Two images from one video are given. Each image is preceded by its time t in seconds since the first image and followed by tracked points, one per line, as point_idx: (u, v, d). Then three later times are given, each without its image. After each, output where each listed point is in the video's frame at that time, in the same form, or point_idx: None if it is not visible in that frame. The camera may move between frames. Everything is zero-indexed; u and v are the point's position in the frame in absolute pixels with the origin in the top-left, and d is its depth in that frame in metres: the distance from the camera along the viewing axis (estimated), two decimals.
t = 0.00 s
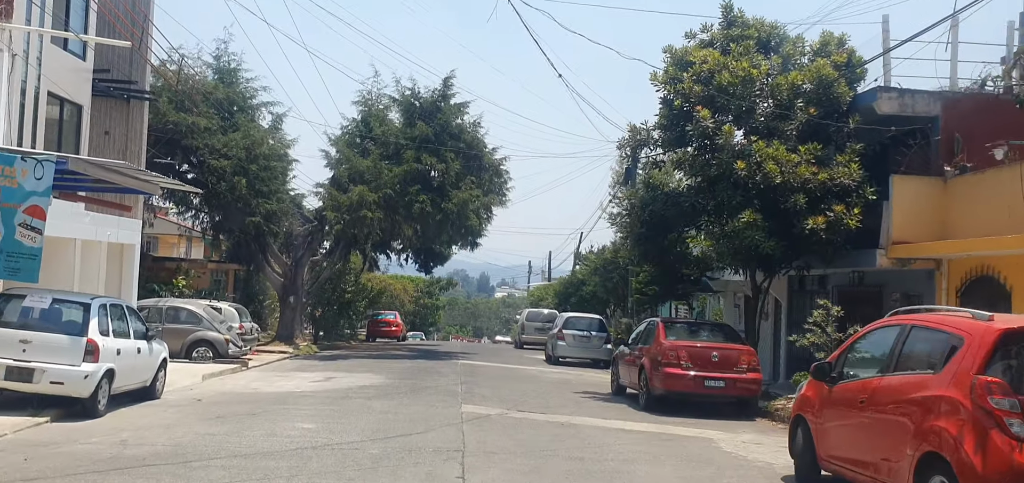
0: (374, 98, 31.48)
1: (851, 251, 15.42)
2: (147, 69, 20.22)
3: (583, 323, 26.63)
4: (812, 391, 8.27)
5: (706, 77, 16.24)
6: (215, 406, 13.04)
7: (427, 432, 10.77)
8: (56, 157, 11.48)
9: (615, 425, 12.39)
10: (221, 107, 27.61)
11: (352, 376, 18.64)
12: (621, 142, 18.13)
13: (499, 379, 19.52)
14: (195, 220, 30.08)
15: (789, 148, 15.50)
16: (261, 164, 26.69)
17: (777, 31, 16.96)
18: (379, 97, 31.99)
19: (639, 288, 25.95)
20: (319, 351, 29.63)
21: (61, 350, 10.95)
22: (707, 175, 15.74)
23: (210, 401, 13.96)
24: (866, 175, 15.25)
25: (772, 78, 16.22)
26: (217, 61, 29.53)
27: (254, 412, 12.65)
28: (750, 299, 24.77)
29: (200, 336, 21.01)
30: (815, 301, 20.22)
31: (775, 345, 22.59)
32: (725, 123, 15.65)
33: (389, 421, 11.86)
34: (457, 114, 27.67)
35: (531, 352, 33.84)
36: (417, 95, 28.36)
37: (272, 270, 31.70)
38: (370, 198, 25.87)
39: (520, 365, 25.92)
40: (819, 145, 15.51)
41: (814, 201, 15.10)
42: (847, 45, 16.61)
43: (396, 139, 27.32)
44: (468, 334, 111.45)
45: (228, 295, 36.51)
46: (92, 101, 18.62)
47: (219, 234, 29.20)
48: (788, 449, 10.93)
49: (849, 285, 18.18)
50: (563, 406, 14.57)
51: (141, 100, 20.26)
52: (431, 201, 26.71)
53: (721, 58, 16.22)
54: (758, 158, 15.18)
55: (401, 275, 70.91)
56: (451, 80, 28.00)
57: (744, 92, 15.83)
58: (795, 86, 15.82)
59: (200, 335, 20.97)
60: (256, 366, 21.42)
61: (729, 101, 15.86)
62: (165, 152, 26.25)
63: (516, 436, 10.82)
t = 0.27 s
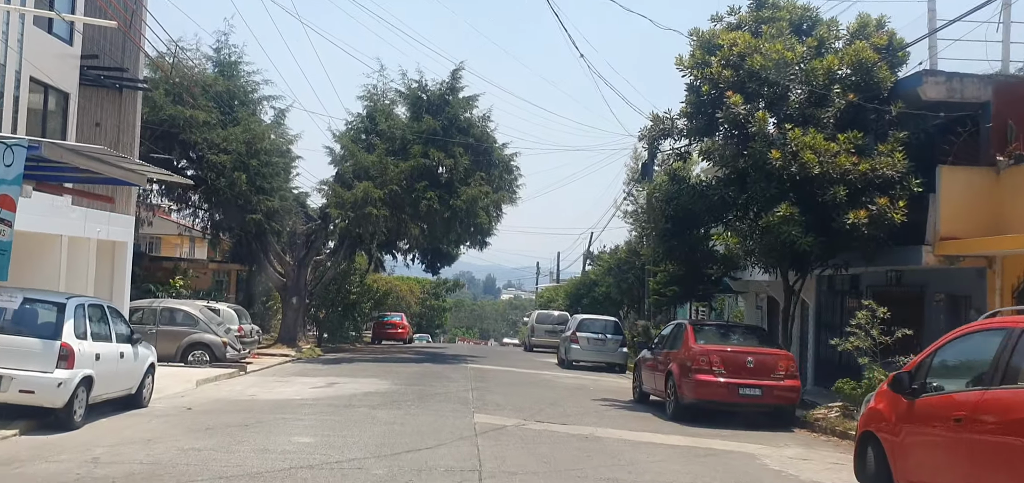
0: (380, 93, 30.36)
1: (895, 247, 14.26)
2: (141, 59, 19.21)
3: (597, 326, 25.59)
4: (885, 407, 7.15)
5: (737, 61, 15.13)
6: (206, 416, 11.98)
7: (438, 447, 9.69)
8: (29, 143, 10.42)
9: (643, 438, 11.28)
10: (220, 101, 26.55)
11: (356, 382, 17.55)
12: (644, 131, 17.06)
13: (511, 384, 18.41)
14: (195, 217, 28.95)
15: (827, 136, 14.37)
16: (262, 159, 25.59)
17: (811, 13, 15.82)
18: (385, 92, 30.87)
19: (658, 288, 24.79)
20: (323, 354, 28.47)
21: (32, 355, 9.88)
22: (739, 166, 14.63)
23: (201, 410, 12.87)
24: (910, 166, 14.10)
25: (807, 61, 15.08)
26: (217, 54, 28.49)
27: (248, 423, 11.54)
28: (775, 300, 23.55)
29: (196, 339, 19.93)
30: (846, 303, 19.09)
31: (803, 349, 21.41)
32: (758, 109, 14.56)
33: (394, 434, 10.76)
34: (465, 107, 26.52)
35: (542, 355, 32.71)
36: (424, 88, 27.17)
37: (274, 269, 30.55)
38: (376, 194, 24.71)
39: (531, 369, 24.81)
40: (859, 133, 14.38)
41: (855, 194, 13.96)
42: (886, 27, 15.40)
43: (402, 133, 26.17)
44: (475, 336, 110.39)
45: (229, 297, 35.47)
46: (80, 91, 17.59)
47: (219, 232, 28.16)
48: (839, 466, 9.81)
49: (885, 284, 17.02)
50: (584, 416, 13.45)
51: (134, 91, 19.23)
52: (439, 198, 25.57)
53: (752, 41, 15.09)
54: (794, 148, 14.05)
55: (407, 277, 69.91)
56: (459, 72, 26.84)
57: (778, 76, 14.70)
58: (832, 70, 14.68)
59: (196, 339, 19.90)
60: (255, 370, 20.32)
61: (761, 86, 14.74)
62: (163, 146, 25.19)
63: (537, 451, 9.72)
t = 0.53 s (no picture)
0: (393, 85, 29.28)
1: (953, 243, 13.07)
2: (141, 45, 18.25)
3: (619, 327, 24.55)
4: (991, 427, 6.04)
5: (778, 41, 14.00)
6: (203, 425, 10.93)
7: (457, 465, 8.60)
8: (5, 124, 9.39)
9: (684, 452, 10.17)
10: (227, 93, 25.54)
11: (366, 386, 16.47)
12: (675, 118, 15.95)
13: (531, 390, 17.29)
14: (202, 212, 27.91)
15: (878, 122, 13.19)
16: (270, 152, 24.51)
17: None
18: (398, 84, 29.78)
19: (684, 288, 23.60)
20: (333, 356, 27.41)
21: (6, 360, 8.86)
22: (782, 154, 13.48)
23: (199, 419, 11.82)
24: (970, 153, 12.90)
25: (855, 42, 13.90)
26: (225, 44, 27.49)
27: (247, 434, 10.48)
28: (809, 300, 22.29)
29: (199, 340, 18.87)
30: (888, 304, 17.90)
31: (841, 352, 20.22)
32: (803, 92, 13.41)
33: (409, 448, 9.67)
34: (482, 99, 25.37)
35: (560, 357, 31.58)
36: (439, 79, 26.03)
37: (283, 267, 29.48)
38: (388, 189, 23.61)
39: (550, 372, 23.69)
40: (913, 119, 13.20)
41: (910, 184, 12.78)
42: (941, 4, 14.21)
43: (415, 125, 25.07)
44: (487, 337, 109.35)
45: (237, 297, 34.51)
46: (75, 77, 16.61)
47: (226, 228, 27.15)
48: None
49: (935, 284, 15.83)
50: (614, 426, 12.34)
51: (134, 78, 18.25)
52: (454, 194, 24.47)
53: (796, 19, 13.95)
54: (843, 134, 12.89)
55: (420, 277, 68.95)
56: (475, 62, 25.71)
57: (824, 57, 13.55)
58: (882, 50, 13.51)
59: (198, 340, 18.86)
60: (262, 373, 19.29)
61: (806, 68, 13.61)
62: (169, 139, 24.18)
63: (570, 470, 8.62)
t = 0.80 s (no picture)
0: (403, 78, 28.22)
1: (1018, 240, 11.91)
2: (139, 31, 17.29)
3: (642, 330, 23.47)
4: None
5: (824, 20, 12.88)
6: (196, 439, 9.91)
7: None
8: None
9: (732, 472, 9.05)
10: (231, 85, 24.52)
11: (376, 393, 15.41)
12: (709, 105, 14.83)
13: (552, 397, 16.20)
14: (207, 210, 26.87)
15: (936, 107, 12.04)
16: (276, 147, 23.44)
17: None
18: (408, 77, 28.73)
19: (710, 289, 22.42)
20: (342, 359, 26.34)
21: None
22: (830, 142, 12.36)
23: (193, 431, 10.77)
24: None
25: (908, 20, 12.75)
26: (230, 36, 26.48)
27: (244, 449, 9.42)
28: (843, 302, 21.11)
29: (199, 343, 17.84)
30: (932, 305, 16.75)
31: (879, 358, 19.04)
32: (853, 74, 12.28)
33: (424, 467, 8.58)
34: (497, 91, 24.25)
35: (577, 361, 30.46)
36: (451, 71, 24.93)
37: (291, 266, 28.36)
38: (399, 185, 22.54)
39: (569, 378, 22.58)
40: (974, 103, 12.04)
41: (972, 174, 11.63)
42: None
43: (427, 119, 24.00)
44: (498, 339, 108.27)
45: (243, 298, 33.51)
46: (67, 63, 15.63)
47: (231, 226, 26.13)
48: None
49: (989, 285, 14.65)
50: (648, 439, 11.22)
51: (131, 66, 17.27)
52: (468, 190, 23.37)
53: None
54: (899, 119, 11.74)
55: (430, 278, 67.93)
56: (489, 53, 24.60)
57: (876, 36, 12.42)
58: (940, 28, 12.35)
59: (198, 344, 17.83)
60: (266, 378, 18.23)
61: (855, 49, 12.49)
62: (172, 132, 23.12)
63: None
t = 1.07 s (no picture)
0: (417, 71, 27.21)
1: None
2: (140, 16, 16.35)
3: (668, 332, 22.45)
4: None
5: None
6: (190, 453, 8.91)
7: None
8: None
9: None
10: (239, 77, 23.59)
11: (390, 400, 14.40)
12: (748, 90, 13.74)
13: (577, 405, 15.13)
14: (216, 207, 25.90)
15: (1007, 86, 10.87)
16: (286, 140, 22.44)
17: None
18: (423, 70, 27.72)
19: (742, 289, 21.26)
20: (355, 361, 25.35)
21: None
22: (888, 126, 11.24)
23: (189, 443, 9.78)
24: None
25: None
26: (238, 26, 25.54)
27: (243, 465, 8.42)
28: (883, 302, 19.94)
29: (203, 345, 16.88)
30: (986, 306, 15.58)
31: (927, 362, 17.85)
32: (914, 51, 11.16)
33: None
34: (517, 82, 23.17)
35: (598, 364, 29.35)
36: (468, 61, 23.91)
37: (302, 265, 27.35)
38: (414, 179, 21.50)
39: (592, 382, 21.50)
40: None
41: None
42: None
43: (443, 111, 22.98)
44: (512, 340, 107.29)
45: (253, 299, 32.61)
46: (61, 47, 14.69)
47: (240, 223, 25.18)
48: None
49: None
50: (691, 454, 10.15)
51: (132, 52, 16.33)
52: (486, 185, 22.31)
53: None
54: (967, 100, 10.59)
55: (444, 279, 67.00)
56: (507, 42, 23.53)
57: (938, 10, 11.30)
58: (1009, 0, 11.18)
59: (202, 346, 16.86)
60: (274, 382, 17.25)
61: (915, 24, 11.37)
62: (178, 125, 22.17)
63: None
